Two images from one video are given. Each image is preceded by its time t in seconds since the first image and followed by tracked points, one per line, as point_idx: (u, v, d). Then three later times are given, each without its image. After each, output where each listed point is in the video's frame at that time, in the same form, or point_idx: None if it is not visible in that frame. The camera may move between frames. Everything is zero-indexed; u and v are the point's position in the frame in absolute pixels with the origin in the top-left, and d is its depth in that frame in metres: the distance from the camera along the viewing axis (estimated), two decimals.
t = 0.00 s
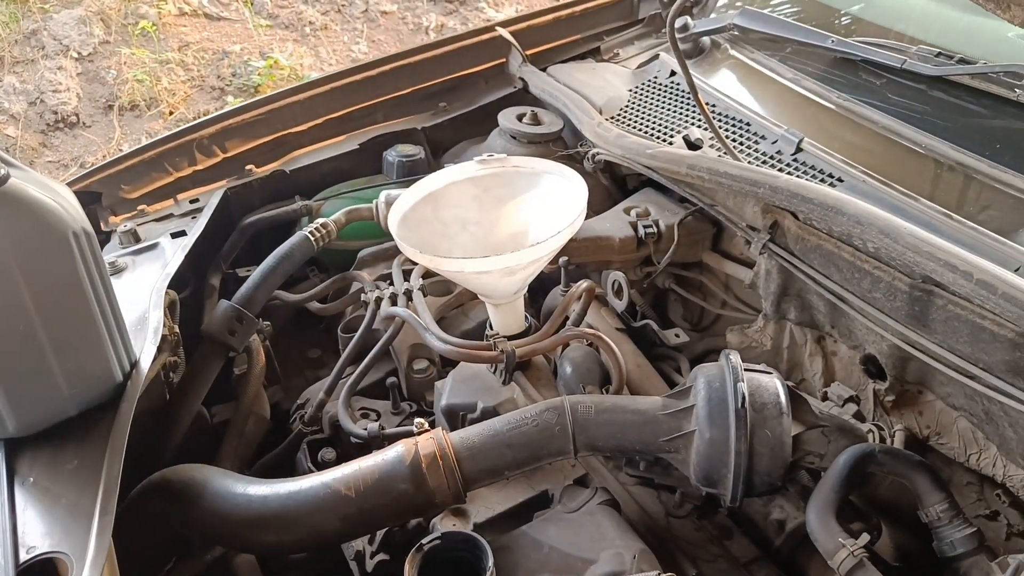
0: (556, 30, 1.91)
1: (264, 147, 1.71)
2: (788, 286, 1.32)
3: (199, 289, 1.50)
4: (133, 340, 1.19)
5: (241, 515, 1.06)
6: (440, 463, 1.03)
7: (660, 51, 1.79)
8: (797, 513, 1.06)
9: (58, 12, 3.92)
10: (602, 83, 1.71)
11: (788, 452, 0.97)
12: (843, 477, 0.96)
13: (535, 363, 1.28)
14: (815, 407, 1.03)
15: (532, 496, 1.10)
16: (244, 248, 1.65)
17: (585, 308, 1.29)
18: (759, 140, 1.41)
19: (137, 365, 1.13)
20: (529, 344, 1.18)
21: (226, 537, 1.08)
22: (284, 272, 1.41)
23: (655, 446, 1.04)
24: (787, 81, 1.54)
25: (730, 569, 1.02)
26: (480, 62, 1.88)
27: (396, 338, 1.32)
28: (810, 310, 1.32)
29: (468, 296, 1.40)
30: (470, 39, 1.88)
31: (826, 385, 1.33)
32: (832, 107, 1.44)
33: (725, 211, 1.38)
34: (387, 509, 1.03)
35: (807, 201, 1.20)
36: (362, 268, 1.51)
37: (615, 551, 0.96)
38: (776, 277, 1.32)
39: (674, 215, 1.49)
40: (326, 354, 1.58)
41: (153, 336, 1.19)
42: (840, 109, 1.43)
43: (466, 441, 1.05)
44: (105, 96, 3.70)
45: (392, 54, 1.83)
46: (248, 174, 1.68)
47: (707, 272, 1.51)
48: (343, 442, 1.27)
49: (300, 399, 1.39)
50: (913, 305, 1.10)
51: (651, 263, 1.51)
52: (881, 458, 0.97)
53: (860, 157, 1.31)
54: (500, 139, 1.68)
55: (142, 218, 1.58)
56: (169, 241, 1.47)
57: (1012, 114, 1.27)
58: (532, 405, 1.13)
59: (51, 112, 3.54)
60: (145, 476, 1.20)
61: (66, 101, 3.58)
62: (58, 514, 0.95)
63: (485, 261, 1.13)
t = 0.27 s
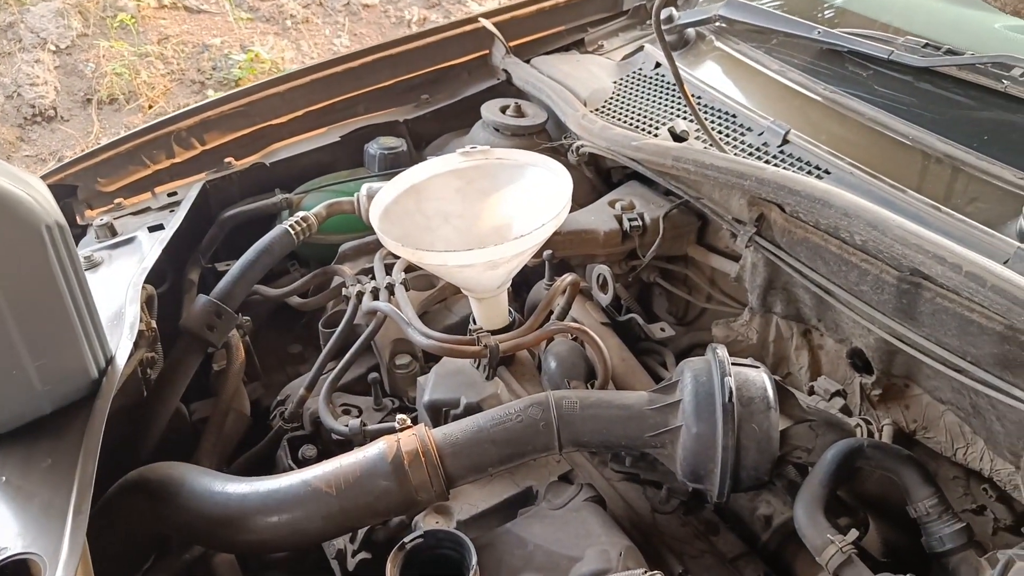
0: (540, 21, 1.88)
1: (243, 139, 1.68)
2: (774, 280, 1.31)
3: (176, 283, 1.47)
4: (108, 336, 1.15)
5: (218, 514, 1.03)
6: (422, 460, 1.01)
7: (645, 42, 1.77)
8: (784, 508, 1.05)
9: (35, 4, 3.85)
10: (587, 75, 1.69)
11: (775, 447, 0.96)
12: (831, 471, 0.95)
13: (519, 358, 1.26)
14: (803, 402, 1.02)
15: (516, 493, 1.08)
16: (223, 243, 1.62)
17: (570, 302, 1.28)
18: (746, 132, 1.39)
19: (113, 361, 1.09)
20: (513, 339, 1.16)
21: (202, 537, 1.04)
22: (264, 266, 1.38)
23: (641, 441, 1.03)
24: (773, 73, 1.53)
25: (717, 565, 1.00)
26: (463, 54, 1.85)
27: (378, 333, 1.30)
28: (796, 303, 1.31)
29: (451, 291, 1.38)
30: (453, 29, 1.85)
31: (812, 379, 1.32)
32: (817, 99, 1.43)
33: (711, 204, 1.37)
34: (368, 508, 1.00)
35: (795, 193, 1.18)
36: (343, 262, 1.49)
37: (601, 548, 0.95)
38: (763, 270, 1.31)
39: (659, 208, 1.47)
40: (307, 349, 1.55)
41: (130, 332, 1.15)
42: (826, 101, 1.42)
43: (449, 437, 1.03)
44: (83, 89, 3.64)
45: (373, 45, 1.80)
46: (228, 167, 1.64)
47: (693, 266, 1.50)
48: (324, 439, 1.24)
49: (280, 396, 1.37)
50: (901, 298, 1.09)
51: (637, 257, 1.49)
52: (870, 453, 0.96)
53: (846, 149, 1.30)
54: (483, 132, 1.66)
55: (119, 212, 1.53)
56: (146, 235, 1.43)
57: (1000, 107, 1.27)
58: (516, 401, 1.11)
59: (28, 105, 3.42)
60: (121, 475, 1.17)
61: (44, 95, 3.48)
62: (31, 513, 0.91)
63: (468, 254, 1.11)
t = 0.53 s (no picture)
0: (528, 10, 1.86)
1: (227, 129, 1.65)
2: (764, 271, 1.29)
3: (159, 276, 1.45)
4: (87, 330, 1.13)
5: (198, 510, 1.01)
6: (404, 455, 0.99)
7: (635, 31, 1.75)
8: (772, 503, 1.04)
9: None
10: (576, 64, 1.67)
11: (763, 441, 0.94)
12: (819, 466, 0.94)
13: (505, 351, 1.25)
14: (791, 396, 1.01)
15: (502, 488, 1.07)
16: (206, 234, 1.59)
17: (557, 294, 1.26)
18: (735, 122, 1.37)
19: (90, 355, 1.08)
20: (498, 332, 1.14)
21: (182, 534, 1.03)
22: (246, 258, 1.36)
23: (627, 435, 1.01)
24: (763, 62, 1.51)
25: (704, 561, 0.99)
26: (450, 43, 1.83)
27: (362, 327, 1.28)
28: (786, 295, 1.29)
29: (437, 283, 1.36)
30: (440, 19, 1.83)
31: (802, 372, 1.31)
32: (808, 88, 1.41)
33: (700, 194, 1.35)
34: (350, 504, 0.99)
35: (783, 183, 1.17)
36: (329, 254, 1.46)
37: (586, 544, 0.93)
38: (753, 262, 1.29)
39: (648, 198, 1.45)
40: (293, 342, 1.53)
41: (108, 325, 1.13)
42: (816, 90, 1.40)
43: (432, 432, 1.01)
44: (71, 80, 3.58)
45: (358, 34, 1.77)
46: (211, 158, 1.61)
47: (682, 258, 1.48)
48: (308, 434, 1.22)
49: (264, 389, 1.35)
50: (891, 290, 1.08)
51: (625, 248, 1.48)
52: (858, 448, 0.95)
53: (837, 139, 1.28)
54: (472, 122, 1.64)
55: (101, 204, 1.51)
56: (127, 227, 1.41)
57: (992, 97, 1.26)
58: (501, 394, 1.10)
59: (14, 95, 3.37)
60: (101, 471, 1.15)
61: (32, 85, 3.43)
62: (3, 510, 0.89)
63: (451, 246, 1.09)
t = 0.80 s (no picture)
0: None
1: (209, 114, 1.63)
2: (751, 256, 1.28)
3: (139, 262, 1.42)
4: (61, 314, 1.11)
5: (173, 498, 0.99)
6: (382, 442, 0.97)
7: (623, 16, 1.73)
8: (758, 490, 1.00)
9: None
10: (563, 49, 1.65)
11: (747, 426, 0.92)
12: (804, 452, 0.92)
13: (489, 337, 1.23)
14: (776, 380, 0.99)
15: (483, 475, 1.05)
16: (187, 220, 1.57)
17: (541, 279, 1.24)
18: (722, 106, 1.35)
19: (64, 341, 1.04)
20: (480, 318, 1.13)
21: (156, 522, 1.01)
22: (227, 243, 1.34)
23: (609, 420, 1.00)
24: (751, 46, 1.49)
25: (687, 548, 0.97)
26: (436, 28, 1.81)
27: (343, 312, 1.26)
28: (773, 280, 1.28)
29: (420, 269, 1.34)
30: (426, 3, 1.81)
31: (790, 358, 1.29)
32: (796, 72, 1.40)
33: (687, 179, 1.34)
34: (327, 490, 0.97)
35: (769, 166, 1.15)
36: (311, 240, 1.45)
37: (566, 531, 0.92)
38: (739, 247, 1.28)
39: (635, 183, 1.44)
40: (276, 330, 1.51)
41: (82, 310, 1.11)
42: (805, 74, 1.38)
43: (411, 418, 1.00)
44: (59, 70, 3.57)
45: (343, 19, 1.75)
46: (193, 143, 1.59)
47: (670, 244, 1.47)
48: (288, 421, 1.21)
49: (244, 376, 1.33)
50: (878, 274, 1.06)
51: (611, 234, 1.46)
52: (843, 433, 0.93)
53: (825, 123, 1.27)
54: (456, 107, 1.63)
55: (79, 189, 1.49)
56: (105, 212, 1.38)
57: (983, 79, 1.25)
58: (482, 380, 1.08)
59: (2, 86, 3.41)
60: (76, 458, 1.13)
61: (19, 75, 3.45)
62: None
63: (431, 229, 1.07)
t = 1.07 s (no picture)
0: None
1: (199, 97, 1.61)
2: (750, 239, 1.25)
3: (127, 247, 1.40)
4: (45, 299, 1.08)
5: (160, 485, 0.97)
6: (373, 428, 0.95)
7: None
8: (756, 476, 0.99)
9: None
10: (559, 30, 1.62)
11: (745, 410, 0.90)
12: (804, 437, 0.90)
13: (483, 321, 1.21)
14: (775, 363, 0.97)
15: (476, 461, 1.03)
16: (176, 205, 1.55)
17: (536, 262, 1.22)
18: (721, 86, 1.32)
19: (48, 325, 1.02)
20: (473, 301, 1.10)
21: (142, 510, 0.99)
22: (215, 228, 1.32)
23: (604, 405, 0.98)
24: (750, 26, 1.46)
25: (685, 536, 0.95)
26: (430, 9, 1.79)
27: (335, 297, 1.24)
28: (773, 264, 1.26)
29: (414, 253, 1.32)
30: None
31: (789, 343, 1.27)
32: (796, 52, 1.37)
33: (685, 161, 1.31)
34: (317, 478, 0.95)
35: (769, 145, 1.12)
36: (303, 224, 1.42)
37: (561, 518, 0.90)
38: (738, 230, 1.25)
39: (632, 166, 1.41)
40: (267, 316, 1.49)
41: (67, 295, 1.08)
42: (805, 53, 1.35)
43: (402, 404, 0.97)
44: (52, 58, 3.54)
45: None
46: (182, 126, 1.56)
47: (667, 228, 1.45)
48: (278, 408, 1.19)
49: (235, 362, 1.31)
50: (880, 256, 1.04)
51: (608, 218, 1.44)
52: (843, 416, 0.91)
53: (826, 103, 1.24)
54: (450, 89, 1.61)
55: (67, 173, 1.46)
56: (93, 196, 1.36)
57: (987, 58, 1.22)
58: (474, 365, 1.06)
59: None
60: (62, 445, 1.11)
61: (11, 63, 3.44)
62: None
63: (422, 211, 1.04)
